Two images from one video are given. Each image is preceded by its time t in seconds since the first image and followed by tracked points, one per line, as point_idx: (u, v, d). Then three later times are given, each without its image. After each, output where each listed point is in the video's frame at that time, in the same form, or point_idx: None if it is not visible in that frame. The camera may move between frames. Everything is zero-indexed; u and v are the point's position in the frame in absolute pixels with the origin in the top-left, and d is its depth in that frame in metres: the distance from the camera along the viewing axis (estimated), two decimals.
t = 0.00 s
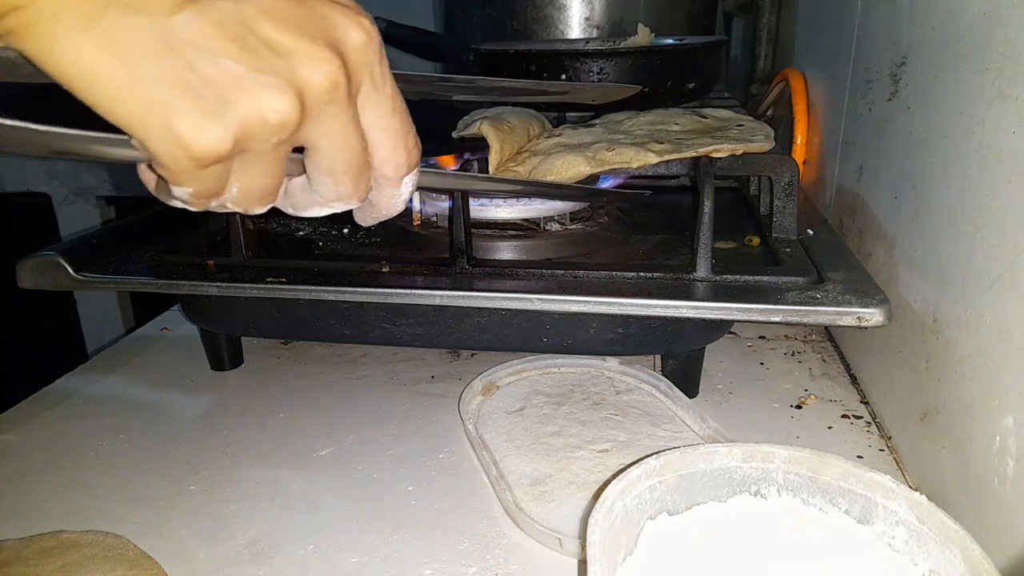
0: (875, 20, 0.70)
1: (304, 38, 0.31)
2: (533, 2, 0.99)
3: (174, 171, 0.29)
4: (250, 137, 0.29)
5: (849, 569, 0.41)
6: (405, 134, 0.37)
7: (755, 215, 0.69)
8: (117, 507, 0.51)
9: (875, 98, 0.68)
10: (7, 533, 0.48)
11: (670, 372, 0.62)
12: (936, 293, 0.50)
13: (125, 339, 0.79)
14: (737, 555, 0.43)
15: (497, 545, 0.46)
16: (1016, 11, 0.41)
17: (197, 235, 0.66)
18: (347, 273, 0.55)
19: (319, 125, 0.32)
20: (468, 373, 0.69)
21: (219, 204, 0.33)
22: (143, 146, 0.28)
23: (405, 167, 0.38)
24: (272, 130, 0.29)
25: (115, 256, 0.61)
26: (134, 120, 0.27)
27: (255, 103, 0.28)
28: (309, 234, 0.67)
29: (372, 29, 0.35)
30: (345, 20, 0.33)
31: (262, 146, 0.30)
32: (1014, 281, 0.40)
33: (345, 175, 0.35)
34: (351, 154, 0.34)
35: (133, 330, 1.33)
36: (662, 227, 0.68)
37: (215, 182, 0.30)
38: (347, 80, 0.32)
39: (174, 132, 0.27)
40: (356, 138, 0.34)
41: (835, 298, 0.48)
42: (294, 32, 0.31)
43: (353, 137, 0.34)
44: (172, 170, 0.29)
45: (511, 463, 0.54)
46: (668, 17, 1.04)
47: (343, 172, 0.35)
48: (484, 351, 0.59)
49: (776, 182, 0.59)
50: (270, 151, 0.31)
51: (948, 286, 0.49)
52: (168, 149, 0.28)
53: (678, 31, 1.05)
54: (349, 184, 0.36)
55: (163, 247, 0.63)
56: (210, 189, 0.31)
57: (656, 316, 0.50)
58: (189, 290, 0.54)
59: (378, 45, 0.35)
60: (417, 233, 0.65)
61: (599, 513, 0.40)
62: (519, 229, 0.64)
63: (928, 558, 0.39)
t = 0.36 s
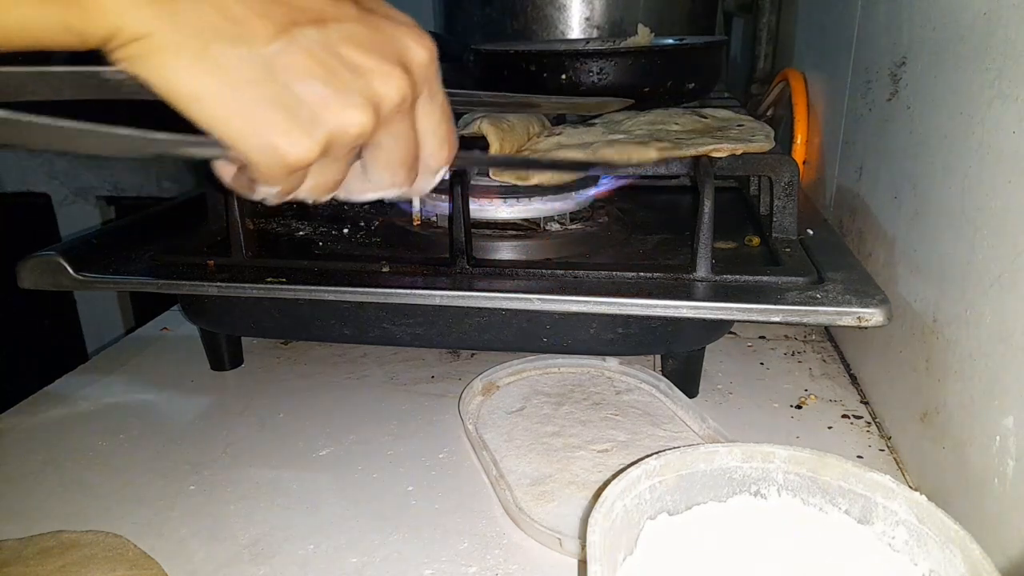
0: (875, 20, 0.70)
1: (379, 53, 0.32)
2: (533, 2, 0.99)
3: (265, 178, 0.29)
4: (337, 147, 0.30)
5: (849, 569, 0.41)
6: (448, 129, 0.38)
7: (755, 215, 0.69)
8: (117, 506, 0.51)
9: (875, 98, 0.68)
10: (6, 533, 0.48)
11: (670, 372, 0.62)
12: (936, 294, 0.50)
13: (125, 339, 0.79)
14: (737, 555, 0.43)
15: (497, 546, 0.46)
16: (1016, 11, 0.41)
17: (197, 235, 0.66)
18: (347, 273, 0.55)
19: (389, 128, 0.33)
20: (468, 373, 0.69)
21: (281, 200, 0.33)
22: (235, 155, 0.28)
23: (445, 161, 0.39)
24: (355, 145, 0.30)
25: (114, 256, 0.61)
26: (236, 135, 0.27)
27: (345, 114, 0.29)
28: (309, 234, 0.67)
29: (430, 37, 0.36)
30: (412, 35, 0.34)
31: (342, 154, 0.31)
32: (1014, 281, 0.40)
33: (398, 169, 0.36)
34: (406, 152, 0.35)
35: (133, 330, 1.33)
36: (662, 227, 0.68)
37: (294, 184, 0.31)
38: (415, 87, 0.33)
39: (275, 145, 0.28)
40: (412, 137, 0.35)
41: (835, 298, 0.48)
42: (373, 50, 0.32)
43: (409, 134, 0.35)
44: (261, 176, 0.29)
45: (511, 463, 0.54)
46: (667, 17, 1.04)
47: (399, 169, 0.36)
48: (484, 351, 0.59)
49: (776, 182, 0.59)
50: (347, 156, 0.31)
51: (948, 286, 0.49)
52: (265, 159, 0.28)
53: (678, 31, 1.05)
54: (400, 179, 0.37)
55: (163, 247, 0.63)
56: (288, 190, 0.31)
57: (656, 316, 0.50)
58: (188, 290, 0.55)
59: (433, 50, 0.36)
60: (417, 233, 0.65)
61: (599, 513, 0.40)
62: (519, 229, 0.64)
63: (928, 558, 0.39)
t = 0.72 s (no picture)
0: (873, 22, 0.71)
1: None
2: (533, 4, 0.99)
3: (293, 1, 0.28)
4: None
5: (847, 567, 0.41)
6: None
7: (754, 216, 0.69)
8: (119, 506, 0.51)
9: (873, 100, 0.69)
10: (10, 531, 0.49)
11: (669, 372, 0.62)
12: (933, 294, 0.51)
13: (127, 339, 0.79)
14: (735, 553, 0.43)
15: (498, 544, 0.46)
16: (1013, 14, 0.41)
17: (199, 235, 0.66)
18: (348, 273, 0.56)
19: None
20: (469, 372, 0.69)
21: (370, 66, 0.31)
22: None
23: None
24: None
25: (117, 256, 0.61)
26: None
27: None
28: (311, 234, 0.67)
29: None
30: None
31: None
32: (1011, 282, 0.40)
33: None
34: None
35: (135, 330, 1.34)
36: (661, 228, 0.69)
37: (332, 1, 0.28)
38: None
39: None
40: None
41: (833, 298, 0.48)
42: None
43: None
44: None
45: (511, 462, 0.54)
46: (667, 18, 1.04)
47: None
48: (484, 351, 0.60)
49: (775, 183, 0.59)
50: None
51: (945, 286, 0.49)
52: None
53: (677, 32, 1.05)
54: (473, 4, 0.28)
55: (165, 247, 0.63)
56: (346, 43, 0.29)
57: (655, 316, 0.50)
58: (191, 290, 0.55)
59: None
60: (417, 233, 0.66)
61: (599, 512, 0.40)
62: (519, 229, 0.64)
63: (925, 556, 0.39)
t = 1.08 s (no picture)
0: (875, 20, 0.70)
1: (457, 33, 0.28)
2: (533, 2, 0.99)
3: (351, 193, 0.27)
4: (419, 150, 0.26)
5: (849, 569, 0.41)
6: (566, 128, 0.33)
7: (755, 216, 0.69)
8: (117, 507, 0.51)
9: (875, 99, 0.68)
10: (6, 533, 0.48)
11: (670, 372, 0.62)
12: (936, 294, 0.50)
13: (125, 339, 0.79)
14: (737, 556, 0.43)
15: (498, 546, 0.46)
16: (1016, 12, 0.41)
17: (197, 235, 0.66)
18: (347, 273, 0.55)
19: (483, 127, 0.29)
20: (468, 373, 0.69)
21: (396, 218, 0.31)
22: (314, 167, 0.26)
23: (571, 162, 0.33)
24: (436, 137, 0.26)
25: (114, 256, 0.61)
26: (297, 135, 0.25)
27: (425, 103, 0.25)
28: (309, 233, 0.67)
29: (524, 23, 0.32)
30: (500, 16, 0.31)
31: (429, 156, 0.27)
32: (1015, 281, 0.40)
33: (513, 179, 0.31)
34: (517, 154, 0.30)
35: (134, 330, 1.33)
36: (662, 227, 0.68)
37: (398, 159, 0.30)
38: (508, 77, 0.29)
39: (350, 155, 0.25)
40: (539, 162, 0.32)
41: (835, 298, 0.48)
42: (453, 33, 0.28)
43: (514, 137, 0.30)
44: (341, 184, 0.26)
45: (511, 463, 0.54)
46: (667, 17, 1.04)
47: (510, 180, 0.31)
48: (484, 351, 0.59)
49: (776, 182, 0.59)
50: (437, 159, 0.27)
51: (948, 286, 0.49)
52: (339, 171, 0.26)
53: (678, 31, 1.05)
54: (517, 193, 0.32)
55: (163, 247, 0.63)
56: (382, 205, 0.28)
57: (656, 316, 0.50)
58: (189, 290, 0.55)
59: (530, 39, 0.32)
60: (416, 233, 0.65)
61: (599, 513, 0.40)
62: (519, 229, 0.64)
63: (928, 558, 0.39)
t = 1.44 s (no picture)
0: (874, 20, 0.70)
1: None
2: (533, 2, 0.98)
3: (549, 120, 0.24)
4: (624, 88, 0.24)
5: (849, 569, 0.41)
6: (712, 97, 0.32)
7: (755, 216, 0.69)
8: (117, 507, 0.51)
9: (875, 99, 0.68)
10: (6, 533, 0.49)
11: (670, 372, 0.62)
12: (936, 294, 0.51)
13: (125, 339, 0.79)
14: (738, 556, 0.43)
15: (497, 545, 0.46)
16: (1016, 12, 0.41)
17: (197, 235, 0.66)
18: (346, 273, 0.55)
19: (667, 82, 0.28)
20: (468, 373, 0.69)
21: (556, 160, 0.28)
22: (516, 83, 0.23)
23: (706, 126, 0.33)
24: (645, 77, 0.24)
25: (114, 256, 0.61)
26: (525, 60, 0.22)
27: (643, 42, 0.24)
28: (309, 233, 0.67)
29: None
30: None
31: (627, 97, 0.25)
32: (1014, 281, 0.40)
33: (665, 138, 0.30)
34: (675, 115, 0.29)
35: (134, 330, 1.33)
36: (662, 228, 0.68)
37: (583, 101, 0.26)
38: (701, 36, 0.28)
39: (572, 78, 0.22)
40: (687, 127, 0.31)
41: (835, 298, 0.48)
42: None
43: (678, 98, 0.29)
44: (545, 113, 0.24)
45: (511, 463, 0.54)
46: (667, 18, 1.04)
47: (665, 134, 0.30)
48: (484, 351, 0.59)
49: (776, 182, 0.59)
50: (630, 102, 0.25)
51: (947, 287, 0.49)
52: (552, 93, 0.23)
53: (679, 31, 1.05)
54: (664, 149, 0.31)
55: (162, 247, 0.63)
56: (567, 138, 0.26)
57: (656, 316, 0.50)
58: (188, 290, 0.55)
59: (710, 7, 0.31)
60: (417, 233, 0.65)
61: (598, 513, 0.40)
62: (519, 229, 0.64)
63: (928, 558, 0.39)
